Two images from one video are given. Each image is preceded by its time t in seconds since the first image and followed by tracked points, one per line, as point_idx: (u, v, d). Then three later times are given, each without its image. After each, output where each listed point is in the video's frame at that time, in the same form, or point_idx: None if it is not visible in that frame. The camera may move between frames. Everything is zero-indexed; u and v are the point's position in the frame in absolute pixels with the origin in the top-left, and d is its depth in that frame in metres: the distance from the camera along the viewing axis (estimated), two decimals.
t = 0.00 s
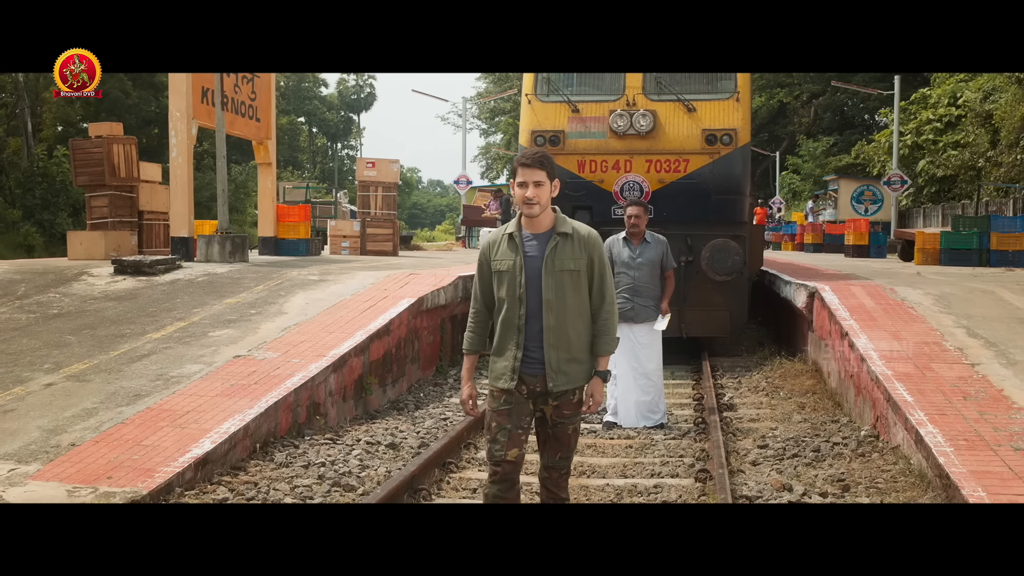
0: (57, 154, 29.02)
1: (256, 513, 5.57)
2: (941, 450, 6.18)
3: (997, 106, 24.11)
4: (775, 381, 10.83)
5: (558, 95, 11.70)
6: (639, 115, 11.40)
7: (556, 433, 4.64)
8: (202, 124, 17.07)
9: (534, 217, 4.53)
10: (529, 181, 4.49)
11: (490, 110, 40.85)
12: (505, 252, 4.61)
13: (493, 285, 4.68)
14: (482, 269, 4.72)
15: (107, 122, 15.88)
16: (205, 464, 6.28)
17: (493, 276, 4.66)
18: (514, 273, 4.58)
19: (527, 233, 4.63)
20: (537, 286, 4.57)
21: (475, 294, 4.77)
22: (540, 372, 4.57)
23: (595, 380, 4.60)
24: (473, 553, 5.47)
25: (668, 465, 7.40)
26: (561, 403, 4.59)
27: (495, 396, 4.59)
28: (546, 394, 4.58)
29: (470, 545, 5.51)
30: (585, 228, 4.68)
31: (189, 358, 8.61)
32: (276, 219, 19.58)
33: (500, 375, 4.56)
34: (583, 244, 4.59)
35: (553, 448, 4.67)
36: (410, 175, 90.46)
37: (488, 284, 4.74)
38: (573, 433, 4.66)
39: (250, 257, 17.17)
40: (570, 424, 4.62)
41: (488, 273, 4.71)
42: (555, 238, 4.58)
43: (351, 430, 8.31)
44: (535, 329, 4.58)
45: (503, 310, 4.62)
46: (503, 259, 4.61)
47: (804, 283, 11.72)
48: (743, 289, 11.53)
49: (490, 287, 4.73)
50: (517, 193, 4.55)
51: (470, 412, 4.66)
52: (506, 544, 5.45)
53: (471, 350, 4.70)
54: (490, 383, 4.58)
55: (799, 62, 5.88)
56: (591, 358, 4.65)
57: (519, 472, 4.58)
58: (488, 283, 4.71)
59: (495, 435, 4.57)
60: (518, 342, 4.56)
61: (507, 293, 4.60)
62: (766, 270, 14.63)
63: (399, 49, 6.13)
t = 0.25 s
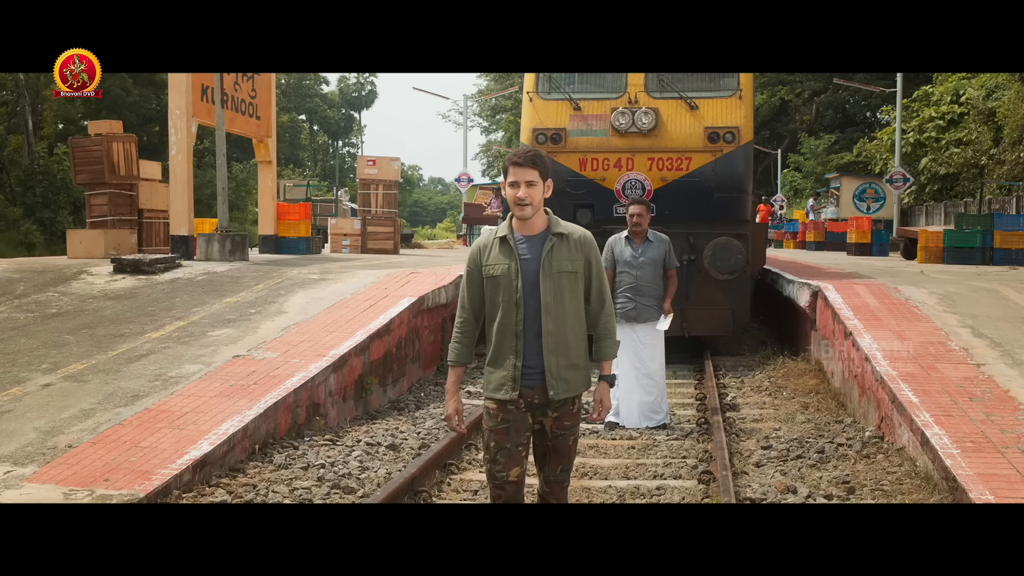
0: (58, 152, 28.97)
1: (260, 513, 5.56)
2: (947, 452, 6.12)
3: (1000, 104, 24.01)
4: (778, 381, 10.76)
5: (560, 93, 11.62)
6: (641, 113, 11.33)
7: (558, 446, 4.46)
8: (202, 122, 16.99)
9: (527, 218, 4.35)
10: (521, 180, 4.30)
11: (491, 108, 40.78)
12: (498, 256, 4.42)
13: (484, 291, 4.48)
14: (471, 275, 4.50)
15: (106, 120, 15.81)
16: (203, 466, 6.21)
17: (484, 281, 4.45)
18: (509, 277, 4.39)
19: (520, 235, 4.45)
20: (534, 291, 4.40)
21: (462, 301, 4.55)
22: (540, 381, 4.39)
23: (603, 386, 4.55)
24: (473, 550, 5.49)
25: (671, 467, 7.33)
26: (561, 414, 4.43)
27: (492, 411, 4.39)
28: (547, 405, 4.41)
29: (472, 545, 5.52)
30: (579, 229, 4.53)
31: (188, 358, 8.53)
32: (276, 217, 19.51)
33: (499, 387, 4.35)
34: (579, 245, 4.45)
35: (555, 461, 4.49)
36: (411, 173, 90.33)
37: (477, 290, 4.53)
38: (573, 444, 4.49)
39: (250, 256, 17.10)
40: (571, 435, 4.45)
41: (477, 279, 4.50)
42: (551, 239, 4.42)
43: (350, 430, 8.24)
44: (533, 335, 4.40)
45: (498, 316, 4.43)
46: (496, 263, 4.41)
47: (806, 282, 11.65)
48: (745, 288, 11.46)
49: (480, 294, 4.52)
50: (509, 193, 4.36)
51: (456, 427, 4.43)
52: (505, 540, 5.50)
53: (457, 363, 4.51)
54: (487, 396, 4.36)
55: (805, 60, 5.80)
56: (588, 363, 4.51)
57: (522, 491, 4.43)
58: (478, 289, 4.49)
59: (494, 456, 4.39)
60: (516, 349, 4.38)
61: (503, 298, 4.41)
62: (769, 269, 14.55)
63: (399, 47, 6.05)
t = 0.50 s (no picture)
0: (58, 149, 28.91)
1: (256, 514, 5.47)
2: (954, 453, 6.05)
3: (1003, 101, 23.94)
4: (781, 380, 10.68)
5: (561, 90, 11.55)
6: (643, 110, 11.25)
7: (564, 454, 4.27)
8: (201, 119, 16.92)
9: (519, 215, 4.20)
10: (513, 176, 4.17)
11: (492, 105, 40.71)
12: (489, 254, 4.25)
13: (473, 291, 4.31)
14: (459, 274, 4.33)
15: (105, 117, 15.74)
16: (201, 467, 6.15)
17: (474, 281, 4.28)
18: (500, 276, 4.22)
19: (510, 233, 4.29)
20: (527, 291, 4.23)
21: (451, 302, 4.38)
22: (535, 385, 4.24)
23: (596, 386, 4.32)
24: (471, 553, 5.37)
25: (673, 467, 7.26)
26: (562, 418, 4.24)
27: (486, 418, 4.25)
28: (544, 410, 4.24)
29: (472, 546, 5.39)
30: (573, 227, 4.37)
31: (186, 357, 8.47)
32: (276, 215, 19.44)
33: (492, 391, 4.21)
34: (572, 243, 4.29)
35: (563, 471, 4.29)
36: (412, 170, 90.22)
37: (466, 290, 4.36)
38: (580, 451, 4.31)
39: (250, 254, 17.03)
40: (576, 442, 4.27)
41: (466, 278, 4.33)
42: (544, 237, 4.25)
43: (350, 430, 8.17)
44: (526, 336, 4.24)
45: (490, 317, 4.26)
46: (487, 262, 4.25)
47: (809, 280, 11.58)
48: (747, 286, 11.39)
49: (469, 294, 4.35)
50: (500, 189, 4.22)
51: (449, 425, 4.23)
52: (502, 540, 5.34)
53: (447, 360, 4.31)
54: (481, 402, 4.23)
55: (811, 58, 5.72)
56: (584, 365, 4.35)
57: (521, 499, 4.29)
58: (467, 289, 4.32)
59: (489, 465, 4.26)
60: (509, 352, 4.22)
61: (494, 299, 4.24)
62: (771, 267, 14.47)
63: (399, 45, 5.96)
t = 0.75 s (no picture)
0: (58, 146, 28.83)
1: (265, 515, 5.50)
2: (959, 454, 5.98)
3: (1005, 99, 23.85)
4: (783, 380, 10.61)
5: (561, 87, 11.47)
6: (644, 107, 11.17)
7: (562, 451, 4.16)
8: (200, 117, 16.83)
9: (515, 212, 4.12)
10: (509, 172, 4.08)
11: (492, 102, 40.66)
12: (483, 254, 4.17)
13: (467, 292, 4.23)
14: (453, 273, 4.25)
15: (104, 114, 15.65)
16: (198, 468, 6.08)
17: (469, 280, 4.21)
18: (495, 277, 4.15)
19: (505, 232, 4.21)
20: (523, 290, 4.16)
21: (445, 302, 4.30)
22: (531, 388, 4.17)
23: (592, 390, 4.22)
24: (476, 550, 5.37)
25: (675, 468, 7.19)
26: (559, 413, 4.15)
27: (483, 423, 4.19)
28: (540, 413, 4.17)
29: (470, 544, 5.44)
30: (571, 226, 4.28)
31: (184, 357, 8.40)
32: (276, 213, 19.35)
33: (488, 395, 4.15)
34: (569, 242, 4.20)
35: (562, 470, 4.17)
36: (412, 168, 89.97)
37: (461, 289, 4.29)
38: (579, 448, 4.21)
39: (249, 252, 16.95)
40: (574, 438, 4.18)
41: (460, 277, 4.25)
42: (540, 236, 4.17)
43: (349, 430, 8.10)
44: (522, 337, 4.17)
45: (484, 318, 4.18)
46: (481, 261, 4.17)
47: (811, 279, 11.51)
48: (749, 285, 11.32)
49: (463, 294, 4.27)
50: (495, 185, 4.13)
51: (456, 432, 4.17)
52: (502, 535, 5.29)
53: (444, 364, 4.21)
54: (476, 406, 4.17)
55: (816, 56, 5.65)
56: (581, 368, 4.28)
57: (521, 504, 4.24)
58: (462, 289, 4.24)
59: (487, 472, 4.21)
60: (505, 354, 4.14)
61: (489, 299, 4.16)
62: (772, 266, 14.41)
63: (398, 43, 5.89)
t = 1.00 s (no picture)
0: (57, 144, 28.75)
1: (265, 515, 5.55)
2: (964, 456, 5.91)
3: (1007, 96, 23.76)
4: (784, 379, 10.55)
5: (562, 84, 11.38)
6: (645, 104, 11.10)
7: (554, 454, 4.08)
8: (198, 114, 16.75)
9: (513, 210, 4.03)
10: (507, 169, 4.00)
11: (492, 99, 40.58)
12: (479, 254, 4.09)
13: (463, 293, 4.16)
14: (450, 274, 4.18)
15: (101, 112, 15.57)
16: (194, 470, 6.01)
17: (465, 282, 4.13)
18: (491, 279, 4.06)
19: (503, 231, 4.12)
20: (519, 293, 4.07)
21: (442, 303, 4.23)
22: (527, 394, 4.10)
23: (594, 401, 4.14)
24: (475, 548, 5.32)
25: (677, 469, 7.12)
26: (554, 416, 4.05)
27: (479, 428, 4.13)
28: (535, 418, 4.10)
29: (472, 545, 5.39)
30: (572, 226, 4.17)
31: (181, 357, 8.32)
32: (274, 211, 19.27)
33: (483, 400, 4.08)
34: (569, 244, 4.09)
35: (555, 476, 4.09)
36: (412, 166, 89.89)
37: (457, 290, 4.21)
38: (574, 454, 4.11)
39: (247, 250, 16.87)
40: (569, 444, 4.09)
41: (456, 278, 4.17)
42: (538, 237, 4.07)
43: (347, 431, 8.03)
44: (518, 341, 4.09)
45: (479, 321, 4.10)
46: (477, 263, 4.08)
47: (813, 278, 11.43)
48: (749, 283, 11.26)
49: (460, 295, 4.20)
50: (493, 182, 4.05)
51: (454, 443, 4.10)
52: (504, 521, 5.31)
53: (440, 369, 4.17)
54: (471, 411, 4.10)
55: (821, 53, 5.59)
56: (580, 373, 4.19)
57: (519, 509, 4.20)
58: (458, 290, 4.17)
59: (484, 478, 4.17)
60: (499, 359, 4.07)
61: (485, 302, 4.08)
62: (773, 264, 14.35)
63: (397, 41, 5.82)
